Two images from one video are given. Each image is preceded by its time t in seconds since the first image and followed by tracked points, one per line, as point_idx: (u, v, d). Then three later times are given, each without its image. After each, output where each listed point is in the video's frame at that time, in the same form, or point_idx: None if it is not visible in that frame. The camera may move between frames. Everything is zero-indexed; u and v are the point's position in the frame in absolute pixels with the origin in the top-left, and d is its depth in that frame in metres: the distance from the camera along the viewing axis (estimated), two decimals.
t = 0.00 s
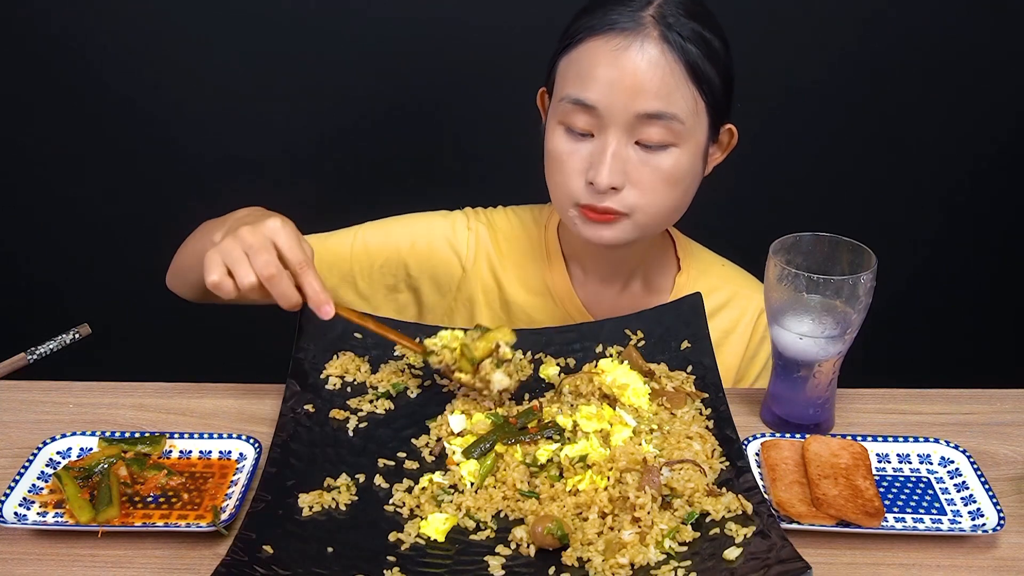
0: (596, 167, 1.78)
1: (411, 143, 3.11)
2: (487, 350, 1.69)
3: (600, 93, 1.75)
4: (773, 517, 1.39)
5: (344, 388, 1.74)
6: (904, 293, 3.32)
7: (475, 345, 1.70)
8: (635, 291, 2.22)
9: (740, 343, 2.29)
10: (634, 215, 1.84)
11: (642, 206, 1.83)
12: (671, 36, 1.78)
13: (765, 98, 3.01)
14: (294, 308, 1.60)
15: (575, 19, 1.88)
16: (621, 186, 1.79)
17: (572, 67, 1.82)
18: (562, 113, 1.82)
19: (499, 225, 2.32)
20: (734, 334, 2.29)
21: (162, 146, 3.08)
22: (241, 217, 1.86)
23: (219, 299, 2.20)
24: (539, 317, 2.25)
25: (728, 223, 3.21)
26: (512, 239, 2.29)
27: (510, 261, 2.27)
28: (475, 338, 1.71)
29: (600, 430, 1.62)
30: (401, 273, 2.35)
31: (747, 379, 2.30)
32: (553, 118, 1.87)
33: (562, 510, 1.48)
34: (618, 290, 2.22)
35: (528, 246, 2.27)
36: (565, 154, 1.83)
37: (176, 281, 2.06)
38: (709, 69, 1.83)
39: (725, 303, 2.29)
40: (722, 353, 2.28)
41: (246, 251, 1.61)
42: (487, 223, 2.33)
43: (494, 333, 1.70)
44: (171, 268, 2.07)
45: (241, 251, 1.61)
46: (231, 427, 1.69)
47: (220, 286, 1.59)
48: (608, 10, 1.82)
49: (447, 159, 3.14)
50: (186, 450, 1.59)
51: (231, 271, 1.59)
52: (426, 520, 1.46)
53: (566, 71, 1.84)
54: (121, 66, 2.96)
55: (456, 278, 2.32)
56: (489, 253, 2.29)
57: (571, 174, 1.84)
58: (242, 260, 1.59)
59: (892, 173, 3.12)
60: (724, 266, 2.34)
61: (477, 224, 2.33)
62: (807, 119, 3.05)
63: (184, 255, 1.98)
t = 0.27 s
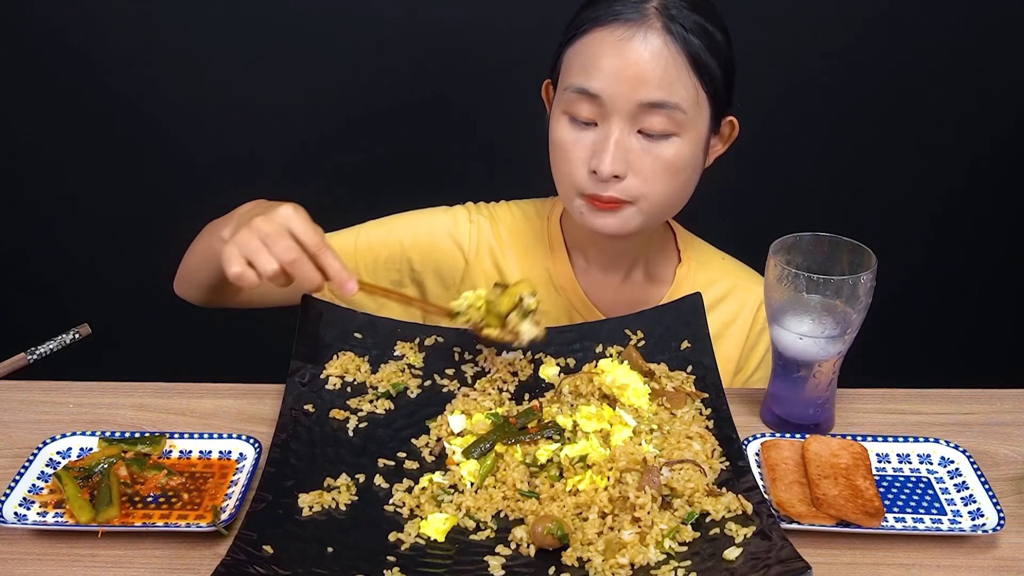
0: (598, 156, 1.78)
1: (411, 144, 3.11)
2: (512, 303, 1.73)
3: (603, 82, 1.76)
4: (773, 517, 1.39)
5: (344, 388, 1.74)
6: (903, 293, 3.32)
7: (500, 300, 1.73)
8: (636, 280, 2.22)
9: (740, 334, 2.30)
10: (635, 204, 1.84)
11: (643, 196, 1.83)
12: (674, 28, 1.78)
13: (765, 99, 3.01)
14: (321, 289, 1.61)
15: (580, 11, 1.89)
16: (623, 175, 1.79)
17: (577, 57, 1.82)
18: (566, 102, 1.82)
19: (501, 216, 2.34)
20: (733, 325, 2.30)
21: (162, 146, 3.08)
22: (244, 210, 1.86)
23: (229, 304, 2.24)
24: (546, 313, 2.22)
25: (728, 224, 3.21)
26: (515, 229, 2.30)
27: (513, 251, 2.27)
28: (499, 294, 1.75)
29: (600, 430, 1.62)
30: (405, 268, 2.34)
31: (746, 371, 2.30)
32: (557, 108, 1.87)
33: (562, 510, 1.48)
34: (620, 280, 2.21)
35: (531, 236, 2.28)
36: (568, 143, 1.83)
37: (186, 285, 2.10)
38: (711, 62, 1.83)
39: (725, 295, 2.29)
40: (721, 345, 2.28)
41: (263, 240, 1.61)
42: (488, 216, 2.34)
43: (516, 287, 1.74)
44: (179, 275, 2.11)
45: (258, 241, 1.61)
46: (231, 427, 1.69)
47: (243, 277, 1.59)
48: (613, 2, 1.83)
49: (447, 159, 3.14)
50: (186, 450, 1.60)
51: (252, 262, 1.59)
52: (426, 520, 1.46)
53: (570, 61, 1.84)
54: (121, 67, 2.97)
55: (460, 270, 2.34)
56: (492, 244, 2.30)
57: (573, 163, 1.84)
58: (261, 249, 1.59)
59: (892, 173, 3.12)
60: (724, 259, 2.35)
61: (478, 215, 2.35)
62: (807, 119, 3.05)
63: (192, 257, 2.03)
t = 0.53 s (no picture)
0: (594, 150, 1.78)
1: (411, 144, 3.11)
2: (559, 231, 1.71)
3: (600, 76, 1.76)
4: (773, 517, 1.39)
5: (344, 388, 1.74)
6: (903, 293, 3.32)
7: (547, 229, 1.71)
8: (636, 277, 2.23)
9: (736, 330, 2.30)
10: (630, 199, 1.84)
11: (638, 190, 1.83)
12: (672, 25, 1.78)
13: (765, 98, 3.01)
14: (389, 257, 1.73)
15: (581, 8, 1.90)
16: (618, 169, 1.79)
17: (575, 52, 1.83)
18: (564, 97, 1.83)
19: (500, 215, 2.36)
20: (731, 321, 2.30)
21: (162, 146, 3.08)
22: (268, 201, 1.91)
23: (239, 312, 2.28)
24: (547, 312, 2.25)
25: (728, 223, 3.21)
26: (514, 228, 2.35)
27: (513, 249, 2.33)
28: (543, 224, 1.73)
29: (600, 430, 1.62)
30: (406, 268, 2.31)
31: (740, 366, 2.28)
32: (556, 103, 1.87)
33: (562, 510, 1.48)
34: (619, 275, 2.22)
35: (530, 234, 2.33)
36: (565, 137, 1.84)
37: (200, 291, 2.15)
38: (709, 59, 1.83)
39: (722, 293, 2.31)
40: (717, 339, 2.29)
41: (322, 224, 1.72)
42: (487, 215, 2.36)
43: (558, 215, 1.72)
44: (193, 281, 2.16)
45: (320, 228, 1.71)
46: (231, 427, 1.69)
47: (317, 264, 1.71)
48: None
49: (447, 158, 3.14)
50: (186, 450, 1.60)
51: (319, 248, 1.70)
52: (427, 520, 1.46)
53: (569, 56, 1.85)
54: (121, 66, 2.97)
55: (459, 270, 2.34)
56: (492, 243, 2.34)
57: (570, 158, 1.84)
58: (325, 235, 1.70)
59: (892, 172, 3.12)
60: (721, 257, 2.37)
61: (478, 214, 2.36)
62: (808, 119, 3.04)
63: (205, 260, 2.10)
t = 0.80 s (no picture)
0: (579, 127, 1.83)
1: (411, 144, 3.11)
2: (566, 198, 1.90)
3: (594, 57, 1.82)
4: (773, 517, 1.39)
5: (344, 388, 1.74)
6: (904, 293, 3.32)
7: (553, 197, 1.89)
8: (631, 280, 2.26)
9: (731, 328, 2.30)
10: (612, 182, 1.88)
11: (620, 173, 1.87)
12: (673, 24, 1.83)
13: (765, 99, 3.01)
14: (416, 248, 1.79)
15: None
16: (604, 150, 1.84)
17: (577, 35, 1.89)
18: (561, 78, 1.89)
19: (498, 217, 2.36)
20: (728, 318, 2.30)
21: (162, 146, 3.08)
22: (281, 205, 1.94)
23: (243, 323, 2.27)
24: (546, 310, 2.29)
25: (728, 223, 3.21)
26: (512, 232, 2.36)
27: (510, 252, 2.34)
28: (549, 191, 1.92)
29: (600, 430, 1.62)
30: (404, 271, 2.34)
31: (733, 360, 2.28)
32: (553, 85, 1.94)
33: (562, 510, 1.48)
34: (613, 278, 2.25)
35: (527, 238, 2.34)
36: (557, 116, 1.89)
37: (208, 301, 2.14)
38: (706, 58, 1.87)
39: (719, 289, 2.31)
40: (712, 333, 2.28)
41: (352, 219, 1.77)
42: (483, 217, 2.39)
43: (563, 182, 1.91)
44: (200, 292, 2.15)
45: (351, 223, 1.76)
46: (231, 427, 1.69)
47: (354, 259, 1.75)
48: None
49: (447, 158, 3.14)
50: (186, 450, 1.60)
51: (354, 244, 1.75)
52: (426, 520, 1.46)
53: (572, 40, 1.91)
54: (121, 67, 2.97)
55: (457, 272, 2.35)
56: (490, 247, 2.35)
57: (559, 136, 1.89)
58: (356, 229, 1.74)
59: (892, 173, 3.12)
60: (717, 257, 2.39)
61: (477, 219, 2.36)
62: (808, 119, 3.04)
63: (212, 270, 2.10)
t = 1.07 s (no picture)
0: (555, 137, 1.85)
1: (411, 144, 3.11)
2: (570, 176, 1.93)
3: (574, 67, 1.84)
4: (773, 517, 1.39)
5: (344, 388, 1.74)
6: (904, 293, 3.32)
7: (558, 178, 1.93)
8: (630, 282, 2.28)
9: (729, 325, 2.29)
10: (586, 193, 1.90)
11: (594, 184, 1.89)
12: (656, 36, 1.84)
13: (765, 99, 3.01)
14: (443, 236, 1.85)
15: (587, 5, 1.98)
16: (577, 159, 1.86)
17: (563, 44, 1.91)
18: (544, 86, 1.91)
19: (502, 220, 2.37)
20: (725, 316, 2.30)
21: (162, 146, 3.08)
22: (302, 197, 1.96)
23: (243, 323, 2.24)
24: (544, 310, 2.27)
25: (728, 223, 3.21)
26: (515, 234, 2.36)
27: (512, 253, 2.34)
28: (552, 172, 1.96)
29: (601, 430, 1.62)
30: (406, 270, 2.33)
31: (729, 357, 2.27)
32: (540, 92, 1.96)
33: (562, 511, 1.48)
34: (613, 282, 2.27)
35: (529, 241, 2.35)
36: (538, 124, 1.92)
37: (214, 300, 2.12)
38: (691, 74, 1.87)
39: (717, 288, 2.31)
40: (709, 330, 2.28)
41: (383, 207, 1.80)
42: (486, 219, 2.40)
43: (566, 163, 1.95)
44: (205, 291, 2.13)
45: (384, 210, 1.79)
46: (231, 427, 1.69)
47: (390, 244, 1.78)
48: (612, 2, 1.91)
49: (448, 158, 3.14)
50: (186, 449, 1.60)
51: (389, 229, 1.78)
52: (426, 520, 1.46)
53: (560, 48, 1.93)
54: (121, 66, 2.97)
55: (458, 271, 2.34)
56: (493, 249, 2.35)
57: (539, 144, 1.92)
58: (391, 214, 1.78)
59: (892, 172, 3.12)
60: (715, 254, 2.39)
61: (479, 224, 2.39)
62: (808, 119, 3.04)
63: (222, 268, 2.09)
